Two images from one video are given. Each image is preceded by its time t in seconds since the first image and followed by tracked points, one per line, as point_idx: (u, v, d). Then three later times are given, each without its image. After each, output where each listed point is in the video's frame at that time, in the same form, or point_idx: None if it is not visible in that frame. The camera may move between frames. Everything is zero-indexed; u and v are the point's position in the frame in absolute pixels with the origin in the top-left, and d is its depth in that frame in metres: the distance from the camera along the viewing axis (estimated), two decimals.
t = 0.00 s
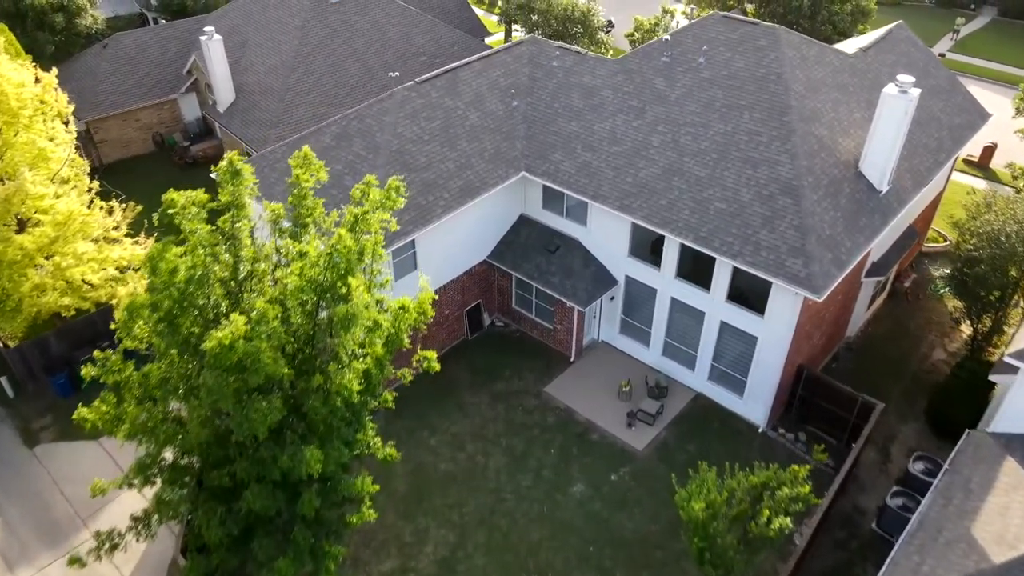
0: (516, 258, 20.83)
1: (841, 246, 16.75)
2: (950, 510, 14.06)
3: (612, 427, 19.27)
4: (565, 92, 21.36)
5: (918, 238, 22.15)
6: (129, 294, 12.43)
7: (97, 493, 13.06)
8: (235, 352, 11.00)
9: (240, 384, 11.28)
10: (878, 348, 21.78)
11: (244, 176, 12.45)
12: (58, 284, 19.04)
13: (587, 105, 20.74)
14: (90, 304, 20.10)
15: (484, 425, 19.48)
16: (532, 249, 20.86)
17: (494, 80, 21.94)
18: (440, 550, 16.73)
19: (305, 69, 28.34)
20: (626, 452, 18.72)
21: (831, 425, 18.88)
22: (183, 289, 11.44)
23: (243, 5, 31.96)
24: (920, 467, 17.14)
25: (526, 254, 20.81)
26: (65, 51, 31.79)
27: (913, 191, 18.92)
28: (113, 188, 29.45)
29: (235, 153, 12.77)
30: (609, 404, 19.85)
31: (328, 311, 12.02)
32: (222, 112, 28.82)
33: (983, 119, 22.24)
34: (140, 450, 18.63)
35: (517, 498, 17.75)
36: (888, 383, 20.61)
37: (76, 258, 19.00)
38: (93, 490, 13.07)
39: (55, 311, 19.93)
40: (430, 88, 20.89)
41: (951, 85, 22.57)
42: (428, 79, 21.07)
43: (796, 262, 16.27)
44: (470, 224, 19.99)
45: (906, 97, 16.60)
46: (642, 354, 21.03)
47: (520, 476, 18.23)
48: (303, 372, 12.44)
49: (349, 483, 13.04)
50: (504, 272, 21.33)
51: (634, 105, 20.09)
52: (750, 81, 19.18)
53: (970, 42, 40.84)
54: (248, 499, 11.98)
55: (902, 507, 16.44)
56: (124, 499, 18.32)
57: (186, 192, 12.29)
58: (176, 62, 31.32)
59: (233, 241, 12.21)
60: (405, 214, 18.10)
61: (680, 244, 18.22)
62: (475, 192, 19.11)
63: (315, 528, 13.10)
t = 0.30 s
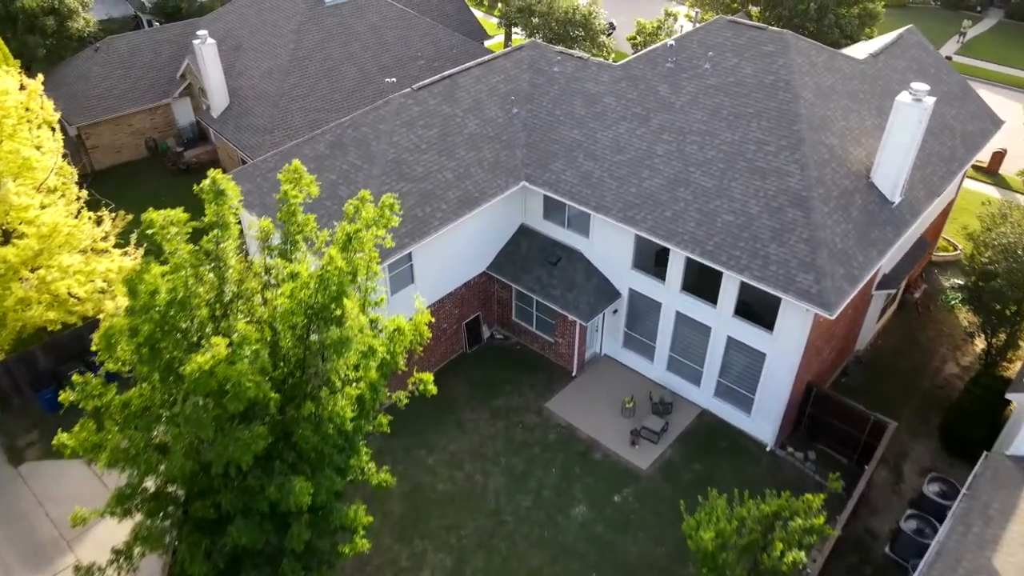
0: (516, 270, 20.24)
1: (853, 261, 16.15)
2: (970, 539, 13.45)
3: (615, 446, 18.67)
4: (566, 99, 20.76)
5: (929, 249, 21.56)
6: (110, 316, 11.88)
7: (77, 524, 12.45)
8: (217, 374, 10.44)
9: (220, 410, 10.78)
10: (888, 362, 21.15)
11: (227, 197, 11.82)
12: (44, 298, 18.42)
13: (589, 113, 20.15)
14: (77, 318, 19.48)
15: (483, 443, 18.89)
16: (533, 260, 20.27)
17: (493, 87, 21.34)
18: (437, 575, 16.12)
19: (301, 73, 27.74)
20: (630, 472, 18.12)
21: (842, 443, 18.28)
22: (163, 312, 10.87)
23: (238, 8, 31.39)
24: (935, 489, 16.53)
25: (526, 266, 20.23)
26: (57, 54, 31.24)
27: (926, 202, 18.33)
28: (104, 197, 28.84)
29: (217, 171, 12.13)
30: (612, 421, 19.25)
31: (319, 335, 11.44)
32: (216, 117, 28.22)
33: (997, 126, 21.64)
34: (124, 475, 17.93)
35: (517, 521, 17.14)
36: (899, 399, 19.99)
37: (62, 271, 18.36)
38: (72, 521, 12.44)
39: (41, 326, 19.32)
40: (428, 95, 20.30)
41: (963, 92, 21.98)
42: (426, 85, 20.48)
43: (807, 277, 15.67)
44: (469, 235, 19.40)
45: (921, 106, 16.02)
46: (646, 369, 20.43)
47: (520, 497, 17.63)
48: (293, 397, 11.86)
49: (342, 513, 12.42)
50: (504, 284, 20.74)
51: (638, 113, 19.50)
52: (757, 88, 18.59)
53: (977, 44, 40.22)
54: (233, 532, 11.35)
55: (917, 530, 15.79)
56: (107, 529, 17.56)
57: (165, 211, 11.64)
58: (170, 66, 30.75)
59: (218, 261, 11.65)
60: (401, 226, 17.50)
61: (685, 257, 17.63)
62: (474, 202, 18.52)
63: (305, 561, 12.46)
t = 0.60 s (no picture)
0: (517, 284, 19.64)
1: (867, 278, 15.54)
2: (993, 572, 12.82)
3: (619, 467, 18.05)
4: (568, 107, 20.15)
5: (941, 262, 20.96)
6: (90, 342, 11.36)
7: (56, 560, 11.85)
8: (191, 405, 9.74)
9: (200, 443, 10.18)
10: (900, 378, 20.52)
11: (206, 221, 11.10)
12: (28, 314, 17.82)
13: (592, 122, 19.54)
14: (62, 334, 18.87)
15: (482, 463, 18.27)
16: (534, 274, 19.67)
17: (493, 94, 20.73)
18: None
19: (297, 78, 27.13)
20: (634, 494, 17.50)
21: (854, 465, 17.66)
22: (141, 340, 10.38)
23: (233, 12, 30.79)
24: (951, 514, 15.89)
25: (527, 279, 19.62)
26: (48, 59, 30.66)
27: (941, 214, 17.72)
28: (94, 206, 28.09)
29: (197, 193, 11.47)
30: (616, 441, 18.63)
31: (309, 363, 10.75)
32: (210, 124, 27.61)
33: (1011, 135, 21.05)
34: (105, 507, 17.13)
35: (518, 546, 16.52)
36: (911, 417, 19.37)
37: (46, 286, 17.68)
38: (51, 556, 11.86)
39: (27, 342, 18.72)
40: (425, 103, 19.69)
41: (976, 99, 21.39)
42: (423, 93, 19.87)
43: (820, 296, 15.06)
44: (467, 249, 18.78)
45: (938, 117, 15.42)
46: (650, 386, 19.82)
47: (521, 521, 17.01)
48: (282, 428, 11.27)
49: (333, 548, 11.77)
50: (504, 298, 20.13)
51: (643, 122, 18.89)
52: (766, 97, 17.98)
53: (985, 47, 39.62)
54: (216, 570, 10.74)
55: (934, 559, 15.01)
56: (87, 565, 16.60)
57: (143, 234, 11.09)
58: (163, 71, 30.16)
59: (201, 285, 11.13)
60: (398, 241, 16.89)
61: (692, 273, 17.02)
62: (473, 215, 17.90)
63: None
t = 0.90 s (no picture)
0: (518, 299, 19.02)
1: (883, 297, 14.91)
2: None
3: (624, 490, 17.42)
4: (571, 116, 19.52)
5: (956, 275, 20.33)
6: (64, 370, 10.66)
7: None
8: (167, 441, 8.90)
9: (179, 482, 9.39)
10: (913, 396, 19.88)
11: (182, 247, 10.58)
12: (11, 332, 17.05)
13: (595, 131, 18.91)
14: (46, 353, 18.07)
15: (482, 486, 17.63)
16: (535, 289, 19.05)
17: (493, 103, 20.10)
18: None
19: (292, 84, 26.51)
20: (640, 520, 16.86)
21: (868, 488, 17.00)
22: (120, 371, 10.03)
23: (227, 16, 30.17)
24: (970, 543, 15.52)
25: (529, 294, 19.01)
26: (39, 63, 30.04)
27: (958, 229, 17.10)
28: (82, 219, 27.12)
29: (171, 217, 10.94)
30: (621, 463, 18.01)
31: (297, 395, 10.02)
32: (203, 131, 26.98)
33: None
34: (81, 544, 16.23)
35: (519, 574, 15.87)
36: (925, 437, 18.76)
37: (29, 304, 16.93)
38: None
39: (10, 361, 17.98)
40: (423, 113, 19.06)
41: (991, 108, 20.77)
42: (421, 102, 19.24)
43: (834, 316, 14.43)
44: (465, 264, 18.13)
45: (956, 129, 14.79)
46: (656, 405, 19.19)
47: (522, 548, 16.36)
48: (269, 463, 10.50)
49: None
50: (504, 313, 19.49)
51: (648, 132, 18.26)
52: (776, 107, 17.35)
53: (993, 50, 38.98)
54: None
55: None
56: None
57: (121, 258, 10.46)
58: (156, 76, 29.52)
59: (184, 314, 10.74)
60: (394, 256, 16.25)
61: (699, 290, 16.40)
62: (473, 229, 17.27)
63: None
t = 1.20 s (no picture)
0: (520, 316, 18.37)
1: (901, 318, 14.25)
2: None
3: (629, 516, 16.77)
4: (574, 126, 18.87)
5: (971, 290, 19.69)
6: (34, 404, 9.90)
7: None
8: (138, 489, 8.06)
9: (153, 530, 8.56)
10: (927, 415, 19.25)
11: (154, 275, 10.33)
12: None
13: (599, 142, 18.26)
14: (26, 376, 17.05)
15: (482, 511, 16.98)
16: (537, 305, 18.40)
17: (494, 112, 19.43)
18: None
19: (288, 91, 25.85)
20: (646, 548, 16.20)
21: (883, 514, 16.37)
22: (98, 407, 9.57)
23: (222, 20, 29.51)
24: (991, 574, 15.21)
25: (530, 311, 18.36)
26: (29, 68, 29.38)
27: (977, 245, 16.44)
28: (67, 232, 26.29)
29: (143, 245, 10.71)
30: (626, 486, 17.37)
31: (281, 431, 9.45)
32: (196, 138, 26.33)
33: None
34: None
35: None
36: (941, 459, 18.12)
37: (9, 323, 16.07)
38: None
39: None
40: (421, 123, 18.40)
41: (1007, 117, 20.12)
42: (419, 112, 18.58)
43: (851, 339, 13.77)
44: (464, 280, 17.50)
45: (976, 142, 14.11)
46: (662, 425, 18.55)
47: None
48: (254, 504, 9.81)
49: None
50: (505, 329, 18.84)
51: (654, 143, 17.61)
52: (788, 118, 16.69)
53: (1001, 54, 38.33)
54: None
55: None
56: None
57: (97, 288, 10.14)
58: (149, 82, 28.86)
59: (164, 344, 10.23)
60: (391, 274, 15.60)
61: (708, 310, 15.76)
62: (473, 245, 16.62)
63: None
